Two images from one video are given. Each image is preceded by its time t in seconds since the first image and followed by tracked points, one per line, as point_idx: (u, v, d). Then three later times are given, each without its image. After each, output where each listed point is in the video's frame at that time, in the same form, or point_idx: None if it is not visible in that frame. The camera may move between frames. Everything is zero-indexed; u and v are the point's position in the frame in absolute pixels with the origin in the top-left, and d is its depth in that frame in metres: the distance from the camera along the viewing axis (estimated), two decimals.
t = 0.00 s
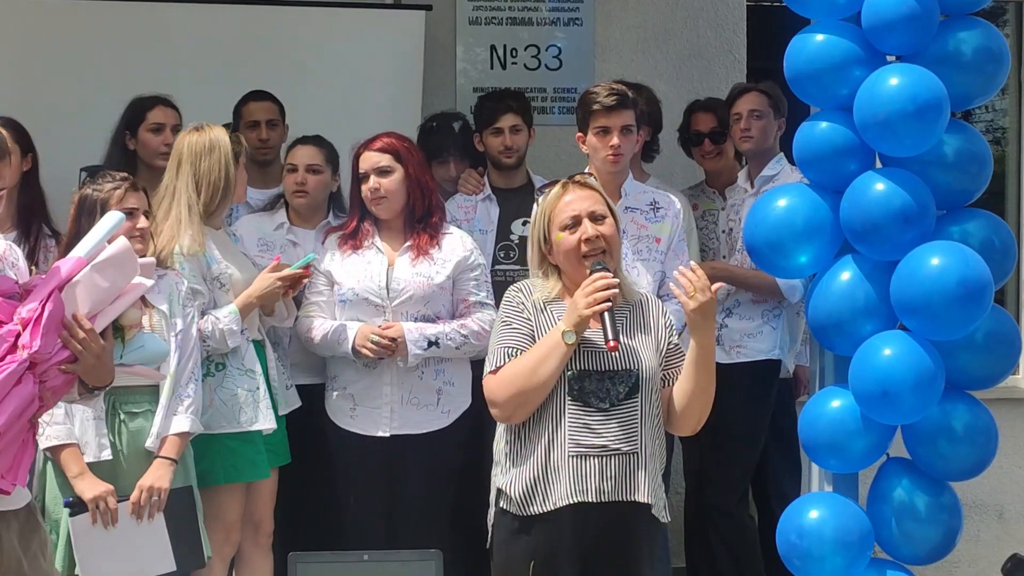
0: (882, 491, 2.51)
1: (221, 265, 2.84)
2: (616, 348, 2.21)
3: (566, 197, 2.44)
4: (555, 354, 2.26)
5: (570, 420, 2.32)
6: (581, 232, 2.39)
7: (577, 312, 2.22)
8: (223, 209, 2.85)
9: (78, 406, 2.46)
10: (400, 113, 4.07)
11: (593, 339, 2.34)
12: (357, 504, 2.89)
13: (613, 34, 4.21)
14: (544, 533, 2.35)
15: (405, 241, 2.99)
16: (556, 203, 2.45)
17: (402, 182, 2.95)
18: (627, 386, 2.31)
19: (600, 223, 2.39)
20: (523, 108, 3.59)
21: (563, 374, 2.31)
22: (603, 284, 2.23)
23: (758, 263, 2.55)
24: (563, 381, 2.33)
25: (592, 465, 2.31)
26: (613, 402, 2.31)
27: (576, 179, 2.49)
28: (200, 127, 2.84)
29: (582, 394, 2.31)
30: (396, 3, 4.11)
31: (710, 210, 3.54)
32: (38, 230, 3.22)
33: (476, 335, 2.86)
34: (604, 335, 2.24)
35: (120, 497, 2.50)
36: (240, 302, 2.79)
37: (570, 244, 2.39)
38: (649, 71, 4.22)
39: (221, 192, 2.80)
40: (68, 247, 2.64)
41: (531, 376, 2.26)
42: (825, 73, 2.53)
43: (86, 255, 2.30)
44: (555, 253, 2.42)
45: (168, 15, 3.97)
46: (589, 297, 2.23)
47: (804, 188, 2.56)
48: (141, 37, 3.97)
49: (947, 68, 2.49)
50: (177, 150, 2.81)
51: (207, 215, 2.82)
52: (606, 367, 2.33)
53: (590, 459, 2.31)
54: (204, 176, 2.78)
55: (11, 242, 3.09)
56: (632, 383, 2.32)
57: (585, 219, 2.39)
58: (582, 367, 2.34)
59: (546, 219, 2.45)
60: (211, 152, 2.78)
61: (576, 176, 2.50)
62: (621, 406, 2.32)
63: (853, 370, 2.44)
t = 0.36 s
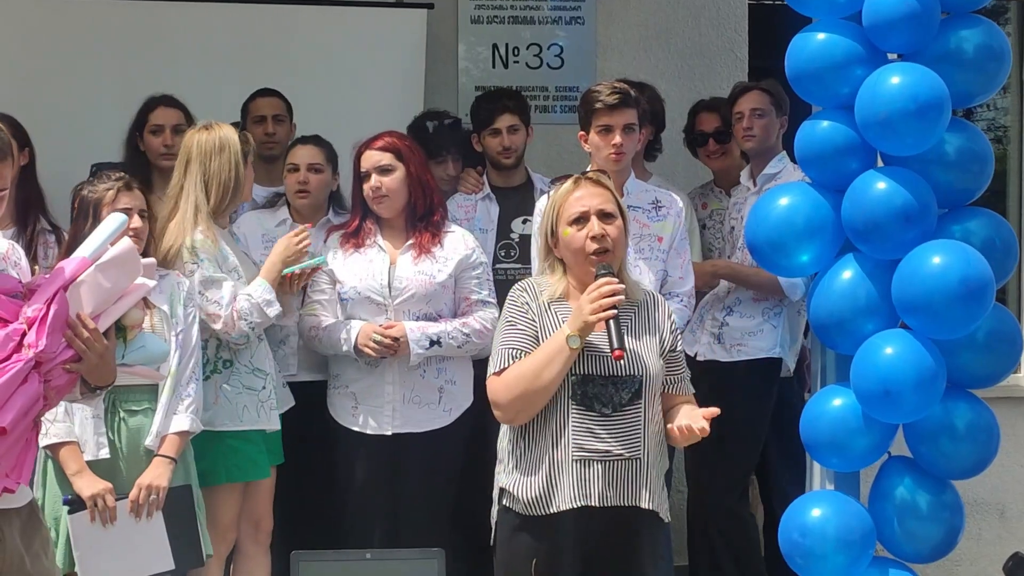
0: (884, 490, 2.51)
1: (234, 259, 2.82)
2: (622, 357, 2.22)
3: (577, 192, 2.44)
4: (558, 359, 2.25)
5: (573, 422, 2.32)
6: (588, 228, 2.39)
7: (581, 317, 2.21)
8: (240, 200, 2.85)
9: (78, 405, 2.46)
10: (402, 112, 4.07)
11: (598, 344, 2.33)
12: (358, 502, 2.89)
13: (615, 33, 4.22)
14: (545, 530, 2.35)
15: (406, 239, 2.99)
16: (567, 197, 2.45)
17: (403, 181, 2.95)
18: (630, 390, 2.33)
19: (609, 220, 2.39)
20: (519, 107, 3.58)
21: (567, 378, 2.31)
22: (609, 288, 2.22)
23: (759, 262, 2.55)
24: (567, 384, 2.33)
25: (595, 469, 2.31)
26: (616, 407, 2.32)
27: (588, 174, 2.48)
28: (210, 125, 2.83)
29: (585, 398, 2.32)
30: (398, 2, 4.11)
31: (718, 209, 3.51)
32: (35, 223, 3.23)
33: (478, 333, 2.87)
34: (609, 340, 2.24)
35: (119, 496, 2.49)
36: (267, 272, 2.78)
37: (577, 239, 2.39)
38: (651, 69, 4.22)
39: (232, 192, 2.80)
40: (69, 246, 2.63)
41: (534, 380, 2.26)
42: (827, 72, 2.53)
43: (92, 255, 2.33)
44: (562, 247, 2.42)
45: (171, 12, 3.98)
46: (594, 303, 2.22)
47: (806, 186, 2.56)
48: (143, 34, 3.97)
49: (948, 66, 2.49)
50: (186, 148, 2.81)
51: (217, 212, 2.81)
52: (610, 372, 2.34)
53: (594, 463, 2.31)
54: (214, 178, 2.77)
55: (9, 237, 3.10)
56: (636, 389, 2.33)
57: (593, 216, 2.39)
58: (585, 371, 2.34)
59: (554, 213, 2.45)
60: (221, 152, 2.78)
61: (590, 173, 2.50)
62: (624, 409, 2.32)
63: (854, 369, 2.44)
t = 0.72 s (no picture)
0: (887, 489, 2.50)
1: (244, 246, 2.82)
2: (619, 353, 2.20)
3: (581, 191, 2.42)
4: (558, 357, 2.24)
5: (574, 420, 2.31)
6: (589, 228, 2.37)
7: (579, 315, 2.20)
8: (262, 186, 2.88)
9: (76, 403, 2.45)
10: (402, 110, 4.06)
11: (597, 341, 2.33)
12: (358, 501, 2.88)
13: (616, 30, 4.21)
14: (545, 528, 2.34)
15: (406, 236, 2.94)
16: (570, 194, 2.43)
17: (389, 177, 2.94)
18: (630, 389, 2.31)
19: (611, 222, 2.37)
20: (519, 115, 3.49)
21: (565, 375, 2.30)
22: (607, 286, 2.22)
23: (761, 260, 2.54)
24: (566, 382, 2.32)
25: (596, 467, 2.31)
26: (615, 404, 2.31)
27: (595, 174, 2.46)
28: (220, 124, 2.82)
29: (584, 396, 2.31)
30: None
31: (714, 207, 3.46)
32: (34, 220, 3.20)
33: (478, 332, 2.86)
34: (607, 338, 2.24)
35: (115, 497, 2.48)
36: (270, 220, 2.85)
37: (577, 238, 2.38)
38: (652, 66, 4.21)
39: (237, 193, 2.78)
40: (67, 245, 2.62)
41: (532, 379, 2.25)
42: (829, 69, 2.52)
43: (91, 253, 2.33)
44: (562, 244, 2.41)
45: (169, 10, 3.97)
46: (593, 301, 2.20)
47: (808, 185, 2.54)
48: (142, 33, 3.96)
49: (950, 63, 2.48)
50: (196, 146, 2.79)
51: (218, 211, 2.78)
52: (609, 369, 2.33)
53: (594, 460, 2.31)
54: (222, 179, 2.76)
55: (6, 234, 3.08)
56: (635, 384, 2.32)
57: (595, 216, 2.38)
58: (584, 369, 2.33)
59: (557, 209, 2.45)
60: (231, 155, 2.77)
61: (596, 172, 2.48)
62: (625, 408, 2.32)
63: (856, 368, 2.44)
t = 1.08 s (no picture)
0: (882, 482, 2.56)
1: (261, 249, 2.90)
2: (616, 351, 2.29)
3: (578, 189, 2.49)
4: (557, 354, 2.30)
5: (573, 417, 2.38)
6: (585, 225, 2.44)
7: (577, 313, 2.26)
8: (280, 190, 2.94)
9: (94, 398, 2.52)
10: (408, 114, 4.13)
11: (593, 339, 2.39)
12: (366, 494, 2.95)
13: (619, 36, 4.27)
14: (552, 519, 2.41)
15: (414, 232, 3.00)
16: (567, 193, 2.50)
17: (397, 178, 3.01)
18: (626, 386, 2.37)
19: (606, 218, 2.44)
20: (530, 145, 3.52)
21: (563, 373, 2.36)
22: (603, 285, 2.27)
23: (757, 259, 2.61)
24: (566, 378, 2.38)
25: (596, 462, 2.38)
26: (612, 401, 2.37)
27: (591, 173, 2.52)
28: (237, 126, 2.89)
29: (582, 393, 2.37)
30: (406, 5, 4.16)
31: (713, 207, 3.55)
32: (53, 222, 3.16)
33: (475, 325, 2.88)
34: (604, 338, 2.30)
35: (131, 489, 2.54)
36: (285, 224, 2.90)
37: (573, 234, 2.44)
38: (654, 70, 4.28)
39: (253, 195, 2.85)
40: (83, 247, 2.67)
41: (532, 377, 2.31)
42: (825, 73, 2.59)
43: (109, 253, 2.42)
44: (557, 239, 2.48)
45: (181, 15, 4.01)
46: (590, 299, 2.26)
47: (804, 186, 2.61)
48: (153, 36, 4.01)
49: (944, 68, 2.55)
50: (212, 148, 2.86)
51: (235, 211, 2.84)
52: (605, 366, 2.39)
53: (591, 456, 2.38)
54: (239, 181, 2.83)
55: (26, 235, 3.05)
56: (631, 381, 2.38)
57: (592, 212, 2.44)
58: (581, 366, 2.39)
59: (554, 205, 2.51)
60: (247, 157, 2.84)
61: (593, 171, 2.54)
62: (622, 404, 2.38)
63: (850, 364, 2.51)
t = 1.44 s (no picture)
0: (865, 465, 2.74)
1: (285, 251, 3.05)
2: (607, 355, 2.39)
3: (568, 197, 2.58)
4: (552, 357, 2.40)
5: (570, 412, 2.49)
6: (575, 233, 2.54)
7: (570, 318, 2.36)
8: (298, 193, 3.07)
9: (132, 385, 2.72)
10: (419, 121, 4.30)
11: (586, 341, 2.48)
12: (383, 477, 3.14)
13: (621, 47, 4.43)
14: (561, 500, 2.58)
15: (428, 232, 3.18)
16: (557, 200, 2.59)
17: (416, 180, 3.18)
18: (621, 381, 2.49)
19: (598, 225, 2.52)
20: (536, 164, 3.70)
21: (560, 373, 2.46)
22: (594, 291, 2.37)
23: (750, 258, 2.79)
24: (563, 375, 2.49)
25: (595, 454, 2.49)
26: (607, 397, 2.49)
27: (580, 180, 2.62)
28: (264, 133, 3.06)
29: (578, 388, 2.49)
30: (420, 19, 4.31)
31: (708, 208, 3.68)
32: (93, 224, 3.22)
33: (483, 319, 3.05)
34: (596, 341, 2.40)
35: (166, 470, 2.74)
36: (308, 231, 3.07)
37: (564, 241, 2.54)
38: (653, 80, 4.45)
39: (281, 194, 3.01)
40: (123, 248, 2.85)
41: (532, 377, 2.40)
42: (813, 84, 2.77)
43: (143, 251, 2.60)
44: (550, 245, 2.58)
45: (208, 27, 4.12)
46: (582, 305, 2.36)
47: (794, 189, 2.79)
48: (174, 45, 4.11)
49: (925, 79, 2.73)
50: (240, 153, 3.05)
51: (263, 214, 3.02)
52: (600, 365, 2.49)
53: (590, 448, 2.49)
54: (263, 184, 2.99)
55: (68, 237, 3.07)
56: (625, 376, 2.50)
57: (581, 220, 2.54)
58: (577, 365, 2.49)
59: (545, 213, 2.61)
60: (269, 162, 3.00)
61: (580, 178, 2.64)
62: (616, 398, 2.50)
63: (837, 356, 2.68)
